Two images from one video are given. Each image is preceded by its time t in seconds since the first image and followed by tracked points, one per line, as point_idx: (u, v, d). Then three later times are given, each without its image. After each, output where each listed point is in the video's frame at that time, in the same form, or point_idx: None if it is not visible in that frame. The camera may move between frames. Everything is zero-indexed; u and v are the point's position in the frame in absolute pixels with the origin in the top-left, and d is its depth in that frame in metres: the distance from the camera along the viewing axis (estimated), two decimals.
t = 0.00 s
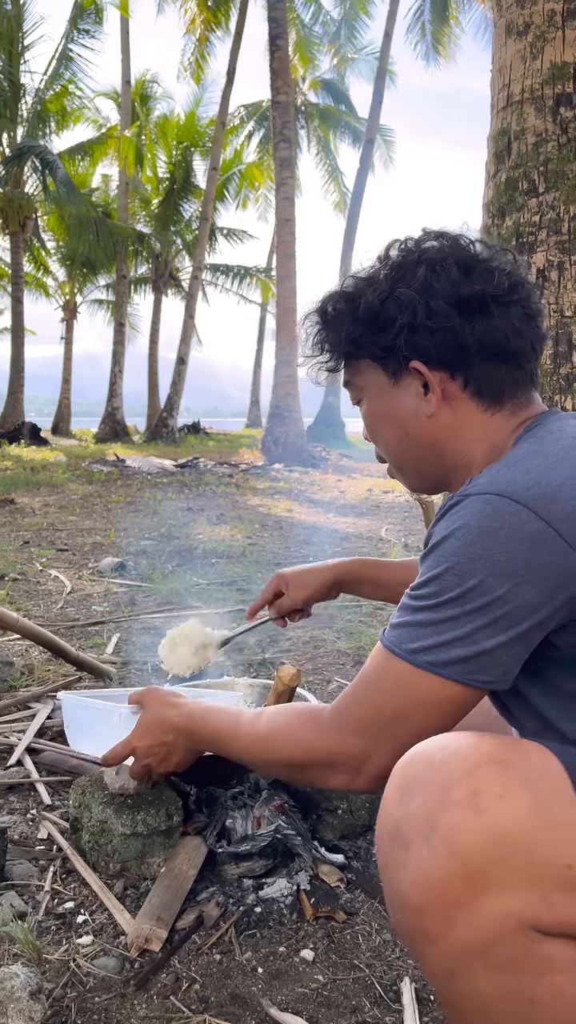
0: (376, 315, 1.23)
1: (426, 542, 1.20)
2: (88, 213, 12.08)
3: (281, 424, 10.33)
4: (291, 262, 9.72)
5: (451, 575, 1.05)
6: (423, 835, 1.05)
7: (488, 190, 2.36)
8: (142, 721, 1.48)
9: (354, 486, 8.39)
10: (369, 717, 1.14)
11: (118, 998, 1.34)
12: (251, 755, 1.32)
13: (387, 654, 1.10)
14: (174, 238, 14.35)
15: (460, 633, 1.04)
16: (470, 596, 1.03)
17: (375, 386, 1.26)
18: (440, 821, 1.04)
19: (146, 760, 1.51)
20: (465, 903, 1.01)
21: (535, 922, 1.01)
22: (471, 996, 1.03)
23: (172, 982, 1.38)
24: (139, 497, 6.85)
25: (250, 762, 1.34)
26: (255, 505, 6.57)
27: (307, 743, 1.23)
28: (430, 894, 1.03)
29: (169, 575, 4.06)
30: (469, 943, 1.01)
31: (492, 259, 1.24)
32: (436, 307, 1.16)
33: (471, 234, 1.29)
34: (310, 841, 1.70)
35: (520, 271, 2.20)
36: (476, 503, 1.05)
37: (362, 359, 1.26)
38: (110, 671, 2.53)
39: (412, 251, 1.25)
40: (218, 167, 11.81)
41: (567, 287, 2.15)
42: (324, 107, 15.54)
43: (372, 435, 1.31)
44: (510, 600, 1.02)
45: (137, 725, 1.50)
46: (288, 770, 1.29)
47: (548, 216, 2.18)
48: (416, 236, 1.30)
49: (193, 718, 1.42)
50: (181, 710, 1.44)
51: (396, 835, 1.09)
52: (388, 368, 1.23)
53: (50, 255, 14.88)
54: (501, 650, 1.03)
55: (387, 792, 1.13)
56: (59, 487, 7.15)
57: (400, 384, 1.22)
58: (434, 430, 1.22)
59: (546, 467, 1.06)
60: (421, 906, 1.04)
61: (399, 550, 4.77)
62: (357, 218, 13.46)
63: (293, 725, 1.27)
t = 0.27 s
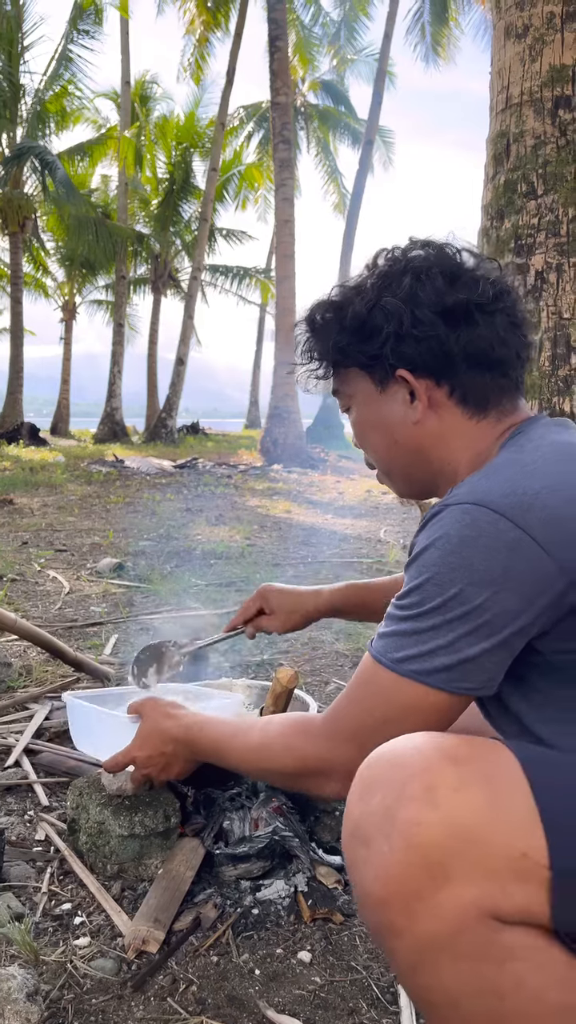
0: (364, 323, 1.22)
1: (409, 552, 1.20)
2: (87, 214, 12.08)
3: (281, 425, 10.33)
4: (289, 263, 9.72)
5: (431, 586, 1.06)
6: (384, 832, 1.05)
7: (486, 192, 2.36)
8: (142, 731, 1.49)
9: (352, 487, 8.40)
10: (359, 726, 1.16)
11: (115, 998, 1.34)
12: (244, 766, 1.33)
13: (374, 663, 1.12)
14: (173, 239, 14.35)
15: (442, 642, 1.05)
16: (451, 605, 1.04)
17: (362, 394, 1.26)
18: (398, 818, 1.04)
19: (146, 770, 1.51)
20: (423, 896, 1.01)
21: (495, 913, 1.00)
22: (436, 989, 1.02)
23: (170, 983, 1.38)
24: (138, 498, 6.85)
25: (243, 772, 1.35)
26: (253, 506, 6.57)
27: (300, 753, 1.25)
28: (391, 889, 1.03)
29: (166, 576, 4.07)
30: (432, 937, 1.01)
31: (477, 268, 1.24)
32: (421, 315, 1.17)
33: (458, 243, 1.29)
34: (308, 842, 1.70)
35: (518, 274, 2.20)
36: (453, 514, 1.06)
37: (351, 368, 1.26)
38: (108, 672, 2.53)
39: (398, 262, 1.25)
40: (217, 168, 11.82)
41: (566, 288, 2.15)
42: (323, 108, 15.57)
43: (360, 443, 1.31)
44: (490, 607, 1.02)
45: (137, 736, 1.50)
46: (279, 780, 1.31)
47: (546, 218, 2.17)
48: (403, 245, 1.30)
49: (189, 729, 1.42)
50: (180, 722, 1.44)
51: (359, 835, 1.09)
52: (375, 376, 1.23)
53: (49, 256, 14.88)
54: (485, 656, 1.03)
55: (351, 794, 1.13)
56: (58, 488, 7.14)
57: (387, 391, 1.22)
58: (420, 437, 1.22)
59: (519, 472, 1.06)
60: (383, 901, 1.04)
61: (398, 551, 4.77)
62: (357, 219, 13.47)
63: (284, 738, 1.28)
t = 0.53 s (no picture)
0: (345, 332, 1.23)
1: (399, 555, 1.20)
2: (87, 214, 12.08)
3: (280, 426, 10.33)
4: (289, 264, 9.73)
5: (422, 589, 1.06)
6: (419, 840, 1.04)
7: (486, 193, 2.36)
8: (133, 742, 1.49)
9: (351, 488, 8.40)
10: (352, 737, 1.15)
11: (113, 998, 1.34)
12: (238, 772, 1.34)
13: (366, 669, 1.11)
14: (172, 240, 14.36)
15: (436, 644, 1.05)
16: (442, 607, 1.04)
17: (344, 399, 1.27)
18: (433, 828, 1.03)
19: (138, 781, 1.51)
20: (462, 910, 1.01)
21: (531, 925, 1.01)
22: (467, 1000, 1.02)
23: (168, 983, 1.38)
24: (137, 498, 6.84)
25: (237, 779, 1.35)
26: (252, 507, 6.57)
27: (295, 763, 1.24)
28: (427, 900, 1.02)
29: (165, 576, 4.06)
30: (467, 949, 1.01)
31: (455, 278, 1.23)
32: (400, 324, 1.17)
33: (443, 251, 1.29)
34: (306, 843, 1.70)
35: (517, 276, 2.20)
36: (440, 515, 1.06)
37: (335, 375, 1.26)
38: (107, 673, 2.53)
39: (380, 270, 1.25)
40: (217, 169, 11.83)
41: (565, 289, 2.16)
42: (323, 110, 15.60)
43: (344, 446, 1.32)
44: (480, 608, 1.02)
45: (128, 748, 1.51)
46: (277, 789, 1.30)
47: (545, 220, 2.18)
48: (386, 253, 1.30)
49: (183, 739, 1.43)
50: (172, 733, 1.45)
51: (390, 843, 1.07)
52: (358, 382, 1.23)
53: (49, 256, 14.88)
54: (477, 657, 1.04)
55: (380, 798, 1.10)
56: (57, 488, 7.13)
57: (370, 398, 1.23)
58: (402, 442, 1.23)
59: (504, 473, 1.06)
60: (415, 912, 1.03)
61: (396, 552, 4.78)
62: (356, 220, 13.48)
63: (280, 748, 1.28)
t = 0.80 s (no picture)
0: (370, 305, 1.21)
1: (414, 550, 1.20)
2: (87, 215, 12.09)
3: (279, 427, 10.33)
4: (288, 265, 9.74)
5: (443, 579, 1.06)
6: (465, 834, 1.02)
7: (486, 194, 2.37)
8: (132, 747, 1.49)
9: (350, 488, 8.41)
10: (369, 731, 1.13)
11: (113, 998, 1.34)
12: (249, 773, 1.31)
13: (384, 663, 1.10)
14: (172, 240, 14.38)
15: (459, 633, 1.04)
16: (465, 596, 1.04)
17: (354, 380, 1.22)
18: (480, 822, 1.02)
19: (137, 786, 1.51)
20: (508, 905, 0.99)
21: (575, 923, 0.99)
22: (505, 998, 1.00)
23: (167, 982, 1.38)
24: (136, 499, 6.83)
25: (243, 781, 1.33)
26: (251, 507, 6.57)
27: (311, 761, 1.21)
28: (470, 895, 1.00)
29: (164, 576, 4.07)
30: (510, 945, 0.99)
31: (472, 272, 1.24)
32: (441, 301, 1.17)
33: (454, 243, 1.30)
34: (305, 842, 1.70)
35: (517, 276, 2.21)
36: (462, 505, 1.06)
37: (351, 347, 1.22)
38: (106, 672, 2.53)
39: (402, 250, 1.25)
40: (216, 170, 11.84)
41: (564, 289, 2.16)
42: (322, 110, 15.62)
43: (358, 424, 1.22)
44: (504, 596, 1.03)
45: (128, 753, 1.51)
46: (294, 791, 1.27)
47: (545, 221, 2.18)
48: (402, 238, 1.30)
49: (185, 740, 1.43)
50: (173, 735, 1.45)
51: (433, 836, 1.05)
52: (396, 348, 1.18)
53: (48, 256, 14.89)
54: (498, 648, 1.04)
55: (423, 788, 1.09)
56: (57, 488, 7.13)
57: (411, 361, 1.18)
58: (445, 407, 1.17)
59: (530, 466, 1.08)
60: (457, 905, 1.01)
61: (395, 552, 4.79)
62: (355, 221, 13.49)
63: (295, 744, 1.25)
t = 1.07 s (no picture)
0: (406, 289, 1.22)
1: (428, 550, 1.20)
2: (86, 213, 12.08)
3: (278, 426, 10.33)
4: (287, 264, 9.73)
5: (459, 583, 1.05)
6: (470, 826, 1.00)
7: (486, 193, 2.37)
8: (131, 743, 1.49)
9: (349, 488, 8.40)
10: (378, 731, 1.14)
11: (111, 999, 1.33)
12: (260, 770, 1.32)
13: (393, 666, 1.11)
14: (171, 240, 14.37)
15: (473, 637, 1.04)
16: (482, 601, 1.03)
17: (395, 363, 1.22)
18: (487, 814, 0.99)
19: (136, 781, 1.51)
20: (513, 897, 0.96)
21: None
22: (511, 993, 0.96)
23: (166, 983, 1.38)
24: (135, 498, 6.82)
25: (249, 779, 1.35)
26: (250, 507, 6.57)
27: (315, 759, 1.23)
28: (475, 887, 0.97)
29: (163, 575, 4.06)
30: (516, 938, 0.95)
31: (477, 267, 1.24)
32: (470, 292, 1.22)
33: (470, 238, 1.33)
34: (304, 842, 1.69)
35: (517, 276, 2.20)
36: (479, 507, 1.06)
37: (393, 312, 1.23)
38: (104, 671, 2.53)
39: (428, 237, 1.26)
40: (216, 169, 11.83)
41: (565, 289, 2.16)
42: (321, 110, 15.62)
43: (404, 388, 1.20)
44: (522, 600, 1.02)
45: (126, 748, 1.51)
46: (296, 789, 1.29)
47: (545, 220, 2.18)
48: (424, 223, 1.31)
49: (186, 737, 1.43)
50: (172, 732, 1.45)
51: (439, 828, 1.03)
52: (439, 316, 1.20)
53: (47, 255, 14.87)
54: (514, 654, 1.04)
55: (427, 783, 1.07)
56: (55, 488, 7.12)
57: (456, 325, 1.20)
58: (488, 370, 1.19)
59: (546, 467, 1.07)
60: (465, 899, 0.98)
61: (394, 552, 4.79)
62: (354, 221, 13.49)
63: (300, 742, 1.27)
